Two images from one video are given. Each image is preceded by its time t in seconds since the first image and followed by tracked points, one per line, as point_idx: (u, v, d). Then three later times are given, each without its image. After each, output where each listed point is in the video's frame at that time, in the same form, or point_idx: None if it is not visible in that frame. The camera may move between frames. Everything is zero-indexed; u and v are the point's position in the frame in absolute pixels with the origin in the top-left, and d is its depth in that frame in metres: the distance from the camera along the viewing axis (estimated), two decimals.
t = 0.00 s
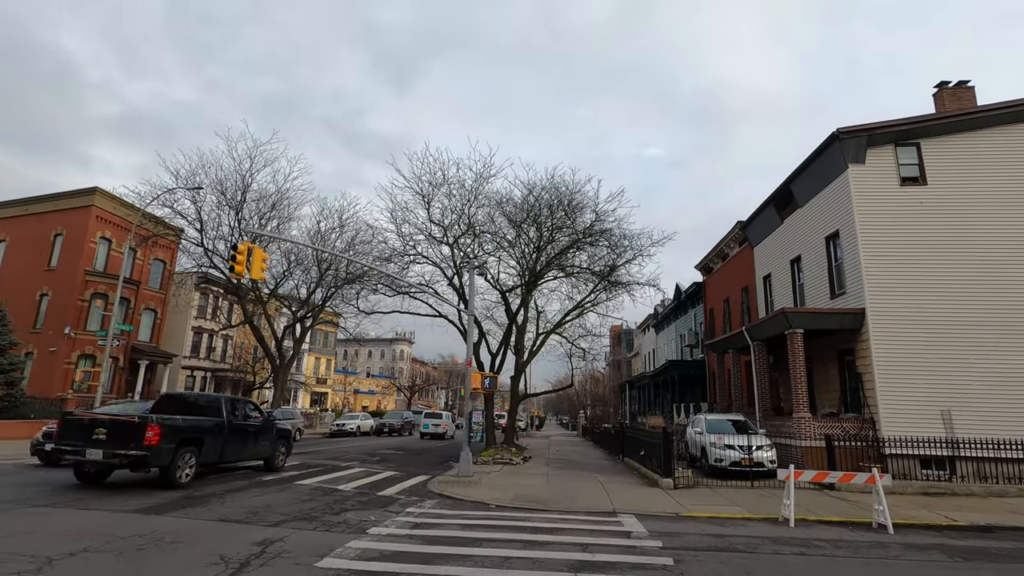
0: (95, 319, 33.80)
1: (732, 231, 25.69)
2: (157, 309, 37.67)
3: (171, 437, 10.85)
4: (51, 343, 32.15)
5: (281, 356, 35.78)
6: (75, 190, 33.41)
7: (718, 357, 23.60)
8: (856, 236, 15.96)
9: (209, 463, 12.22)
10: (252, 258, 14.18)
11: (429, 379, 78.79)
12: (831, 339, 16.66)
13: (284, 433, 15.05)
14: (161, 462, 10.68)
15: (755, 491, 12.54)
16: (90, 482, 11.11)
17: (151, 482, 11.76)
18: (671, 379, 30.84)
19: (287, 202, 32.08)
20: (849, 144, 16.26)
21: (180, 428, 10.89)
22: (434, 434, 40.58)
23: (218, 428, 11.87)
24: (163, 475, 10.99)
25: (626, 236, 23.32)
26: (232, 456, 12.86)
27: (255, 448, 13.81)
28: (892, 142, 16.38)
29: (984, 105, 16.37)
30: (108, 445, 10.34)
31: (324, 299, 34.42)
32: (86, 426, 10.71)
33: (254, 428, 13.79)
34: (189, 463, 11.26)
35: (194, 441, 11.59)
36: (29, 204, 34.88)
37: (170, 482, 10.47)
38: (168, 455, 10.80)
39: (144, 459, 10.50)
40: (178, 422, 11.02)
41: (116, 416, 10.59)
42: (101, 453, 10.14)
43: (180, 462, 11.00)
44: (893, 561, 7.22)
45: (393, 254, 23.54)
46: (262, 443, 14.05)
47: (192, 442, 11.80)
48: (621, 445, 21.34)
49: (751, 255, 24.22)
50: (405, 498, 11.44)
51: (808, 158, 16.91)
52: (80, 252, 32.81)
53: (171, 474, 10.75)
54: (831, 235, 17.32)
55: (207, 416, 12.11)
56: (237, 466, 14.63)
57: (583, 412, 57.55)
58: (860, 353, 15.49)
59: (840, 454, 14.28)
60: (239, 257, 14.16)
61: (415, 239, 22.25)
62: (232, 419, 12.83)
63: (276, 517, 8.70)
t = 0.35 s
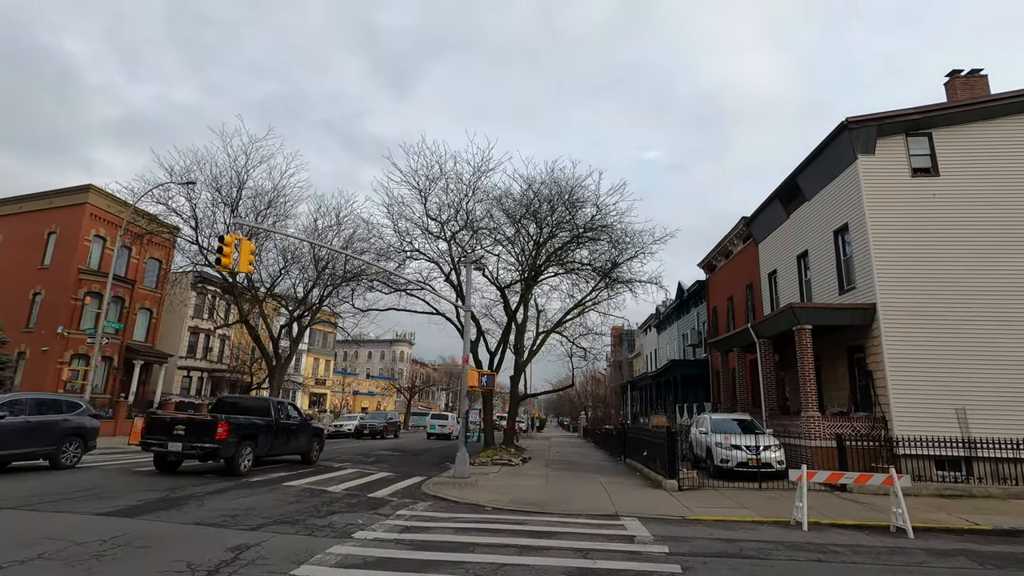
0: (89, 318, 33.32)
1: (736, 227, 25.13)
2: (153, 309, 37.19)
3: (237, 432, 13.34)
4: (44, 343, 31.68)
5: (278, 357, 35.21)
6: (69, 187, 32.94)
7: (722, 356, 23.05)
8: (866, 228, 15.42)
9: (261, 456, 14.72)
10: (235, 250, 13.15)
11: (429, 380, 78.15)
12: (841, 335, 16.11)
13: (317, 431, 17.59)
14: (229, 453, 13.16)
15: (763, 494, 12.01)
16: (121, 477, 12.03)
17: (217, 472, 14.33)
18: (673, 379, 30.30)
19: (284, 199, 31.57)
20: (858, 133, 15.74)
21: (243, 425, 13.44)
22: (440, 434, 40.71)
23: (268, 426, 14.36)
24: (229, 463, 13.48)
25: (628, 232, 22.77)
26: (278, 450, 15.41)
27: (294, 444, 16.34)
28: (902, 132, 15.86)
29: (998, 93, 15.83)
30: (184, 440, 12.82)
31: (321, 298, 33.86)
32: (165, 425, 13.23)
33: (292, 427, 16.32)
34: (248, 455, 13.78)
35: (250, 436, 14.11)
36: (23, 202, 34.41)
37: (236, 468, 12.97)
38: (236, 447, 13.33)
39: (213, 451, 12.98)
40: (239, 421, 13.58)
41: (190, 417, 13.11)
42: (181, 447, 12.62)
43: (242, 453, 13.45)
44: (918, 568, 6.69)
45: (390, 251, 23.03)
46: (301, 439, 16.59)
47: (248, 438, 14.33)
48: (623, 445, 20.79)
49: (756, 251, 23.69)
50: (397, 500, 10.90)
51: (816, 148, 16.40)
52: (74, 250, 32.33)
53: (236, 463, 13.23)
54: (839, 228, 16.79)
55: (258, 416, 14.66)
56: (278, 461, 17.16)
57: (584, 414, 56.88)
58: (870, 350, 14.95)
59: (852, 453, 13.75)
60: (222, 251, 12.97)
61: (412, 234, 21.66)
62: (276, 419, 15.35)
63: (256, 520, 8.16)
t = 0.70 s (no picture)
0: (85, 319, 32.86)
1: (742, 224, 24.59)
2: (150, 311, 36.73)
3: (287, 433, 15.32)
4: (39, 345, 31.21)
5: (276, 358, 34.70)
6: (64, 187, 32.51)
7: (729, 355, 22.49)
8: (880, 221, 14.88)
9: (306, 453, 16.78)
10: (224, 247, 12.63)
11: (429, 382, 77.53)
12: (854, 333, 15.57)
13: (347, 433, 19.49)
14: (280, 451, 15.15)
15: (777, 499, 11.48)
16: (105, 483, 11.50)
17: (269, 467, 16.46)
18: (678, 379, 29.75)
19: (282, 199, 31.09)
20: (871, 124, 15.22)
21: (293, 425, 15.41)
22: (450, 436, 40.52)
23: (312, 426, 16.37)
24: (281, 460, 15.55)
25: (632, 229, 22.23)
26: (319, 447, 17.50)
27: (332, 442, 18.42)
28: (917, 123, 15.34)
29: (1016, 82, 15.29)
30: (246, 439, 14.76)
31: (320, 299, 33.36)
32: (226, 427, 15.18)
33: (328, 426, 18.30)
34: (298, 452, 15.86)
35: (298, 436, 16.15)
36: (18, 202, 33.99)
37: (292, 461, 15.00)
38: (286, 446, 15.32)
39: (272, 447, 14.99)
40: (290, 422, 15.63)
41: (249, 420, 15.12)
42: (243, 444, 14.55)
43: (292, 452, 15.49)
44: None
45: (389, 249, 22.54)
46: (334, 439, 18.55)
47: (295, 437, 16.44)
48: (628, 447, 20.23)
49: (762, 248, 23.16)
50: (394, 507, 10.35)
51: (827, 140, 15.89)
52: (69, 251, 31.87)
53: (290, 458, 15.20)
54: (852, 223, 16.27)
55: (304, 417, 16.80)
56: (313, 458, 19.20)
57: (586, 416, 56.25)
58: (886, 348, 14.40)
59: (868, 455, 13.19)
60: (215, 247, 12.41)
61: (410, 231, 21.09)
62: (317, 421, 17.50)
63: (238, 529, 7.61)
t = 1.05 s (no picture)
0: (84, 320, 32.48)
1: (753, 221, 23.98)
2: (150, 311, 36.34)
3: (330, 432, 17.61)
4: (38, 346, 30.84)
5: (277, 360, 34.22)
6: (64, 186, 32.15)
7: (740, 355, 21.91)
8: (900, 213, 14.31)
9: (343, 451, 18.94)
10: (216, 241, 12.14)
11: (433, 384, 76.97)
12: (873, 331, 14.98)
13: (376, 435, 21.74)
14: (324, 449, 17.40)
15: (797, 505, 10.90)
16: (94, 486, 11.03)
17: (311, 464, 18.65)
18: (686, 380, 29.15)
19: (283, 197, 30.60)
20: (890, 114, 14.62)
21: (334, 426, 17.68)
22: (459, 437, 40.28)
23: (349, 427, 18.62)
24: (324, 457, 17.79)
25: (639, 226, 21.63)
26: (354, 446, 19.75)
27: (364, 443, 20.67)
28: (938, 112, 14.75)
29: None
30: (295, 438, 16.99)
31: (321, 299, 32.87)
32: (276, 428, 17.46)
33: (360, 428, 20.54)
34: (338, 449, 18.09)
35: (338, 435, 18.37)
36: (17, 202, 33.65)
37: (334, 457, 17.22)
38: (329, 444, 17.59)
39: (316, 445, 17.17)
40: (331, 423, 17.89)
41: (297, 421, 17.38)
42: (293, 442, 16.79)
43: (334, 449, 17.80)
44: None
45: (390, 247, 22.03)
46: (365, 439, 20.83)
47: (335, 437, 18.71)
48: (636, 450, 19.66)
49: (773, 245, 22.58)
50: (394, 513, 9.81)
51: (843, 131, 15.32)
52: (68, 250, 31.49)
53: (331, 455, 17.39)
54: (869, 217, 15.70)
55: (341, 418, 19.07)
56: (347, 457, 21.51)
57: (591, 418, 55.61)
58: (908, 346, 13.82)
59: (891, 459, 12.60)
60: (205, 241, 11.86)
61: (412, 227, 20.54)
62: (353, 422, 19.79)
63: (224, 539, 7.08)
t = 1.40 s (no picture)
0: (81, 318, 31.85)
1: (761, 215, 23.33)
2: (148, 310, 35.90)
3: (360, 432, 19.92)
4: (33, 344, 30.40)
5: (275, 359, 33.70)
6: (61, 183, 31.73)
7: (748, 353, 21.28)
8: (919, 203, 13.70)
9: (371, 447, 21.47)
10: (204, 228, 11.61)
11: (435, 385, 76.36)
12: (891, 326, 14.37)
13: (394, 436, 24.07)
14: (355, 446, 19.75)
15: (815, 508, 10.31)
16: (75, 487, 10.49)
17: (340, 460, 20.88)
18: (692, 379, 28.52)
19: (281, 193, 30.03)
20: (907, 99, 14.02)
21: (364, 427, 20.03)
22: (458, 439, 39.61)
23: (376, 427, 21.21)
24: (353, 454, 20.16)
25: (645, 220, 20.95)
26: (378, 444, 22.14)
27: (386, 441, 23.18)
28: (958, 98, 14.16)
29: None
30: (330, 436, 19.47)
31: (320, 298, 32.32)
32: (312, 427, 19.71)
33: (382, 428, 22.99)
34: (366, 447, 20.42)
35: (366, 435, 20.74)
36: (14, 199, 33.24)
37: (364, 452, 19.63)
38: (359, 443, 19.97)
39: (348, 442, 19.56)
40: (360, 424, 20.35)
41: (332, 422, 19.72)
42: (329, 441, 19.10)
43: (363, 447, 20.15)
44: None
45: (390, 242, 21.46)
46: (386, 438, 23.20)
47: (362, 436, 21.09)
48: (642, 450, 19.08)
49: (783, 240, 21.97)
50: (388, 515, 9.23)
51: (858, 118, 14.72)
52: (64, 248, 31.03)
53: (361, 452, 19.89)
54: (886, 208, 15.08)
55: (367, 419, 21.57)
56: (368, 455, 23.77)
57: (595, 419, 54.97)
58: (928, 341, 13.20)
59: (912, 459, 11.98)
60: (190, 229, 11.29)
61: (412, 220, 19.94)
62: (376, 423, 22.11)
63: (201, 544, 6.50)
